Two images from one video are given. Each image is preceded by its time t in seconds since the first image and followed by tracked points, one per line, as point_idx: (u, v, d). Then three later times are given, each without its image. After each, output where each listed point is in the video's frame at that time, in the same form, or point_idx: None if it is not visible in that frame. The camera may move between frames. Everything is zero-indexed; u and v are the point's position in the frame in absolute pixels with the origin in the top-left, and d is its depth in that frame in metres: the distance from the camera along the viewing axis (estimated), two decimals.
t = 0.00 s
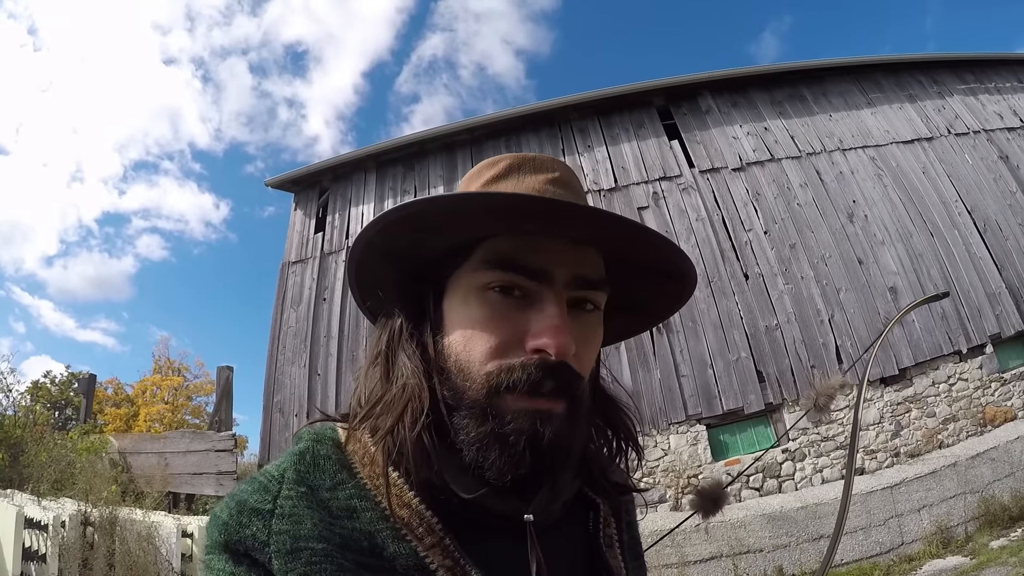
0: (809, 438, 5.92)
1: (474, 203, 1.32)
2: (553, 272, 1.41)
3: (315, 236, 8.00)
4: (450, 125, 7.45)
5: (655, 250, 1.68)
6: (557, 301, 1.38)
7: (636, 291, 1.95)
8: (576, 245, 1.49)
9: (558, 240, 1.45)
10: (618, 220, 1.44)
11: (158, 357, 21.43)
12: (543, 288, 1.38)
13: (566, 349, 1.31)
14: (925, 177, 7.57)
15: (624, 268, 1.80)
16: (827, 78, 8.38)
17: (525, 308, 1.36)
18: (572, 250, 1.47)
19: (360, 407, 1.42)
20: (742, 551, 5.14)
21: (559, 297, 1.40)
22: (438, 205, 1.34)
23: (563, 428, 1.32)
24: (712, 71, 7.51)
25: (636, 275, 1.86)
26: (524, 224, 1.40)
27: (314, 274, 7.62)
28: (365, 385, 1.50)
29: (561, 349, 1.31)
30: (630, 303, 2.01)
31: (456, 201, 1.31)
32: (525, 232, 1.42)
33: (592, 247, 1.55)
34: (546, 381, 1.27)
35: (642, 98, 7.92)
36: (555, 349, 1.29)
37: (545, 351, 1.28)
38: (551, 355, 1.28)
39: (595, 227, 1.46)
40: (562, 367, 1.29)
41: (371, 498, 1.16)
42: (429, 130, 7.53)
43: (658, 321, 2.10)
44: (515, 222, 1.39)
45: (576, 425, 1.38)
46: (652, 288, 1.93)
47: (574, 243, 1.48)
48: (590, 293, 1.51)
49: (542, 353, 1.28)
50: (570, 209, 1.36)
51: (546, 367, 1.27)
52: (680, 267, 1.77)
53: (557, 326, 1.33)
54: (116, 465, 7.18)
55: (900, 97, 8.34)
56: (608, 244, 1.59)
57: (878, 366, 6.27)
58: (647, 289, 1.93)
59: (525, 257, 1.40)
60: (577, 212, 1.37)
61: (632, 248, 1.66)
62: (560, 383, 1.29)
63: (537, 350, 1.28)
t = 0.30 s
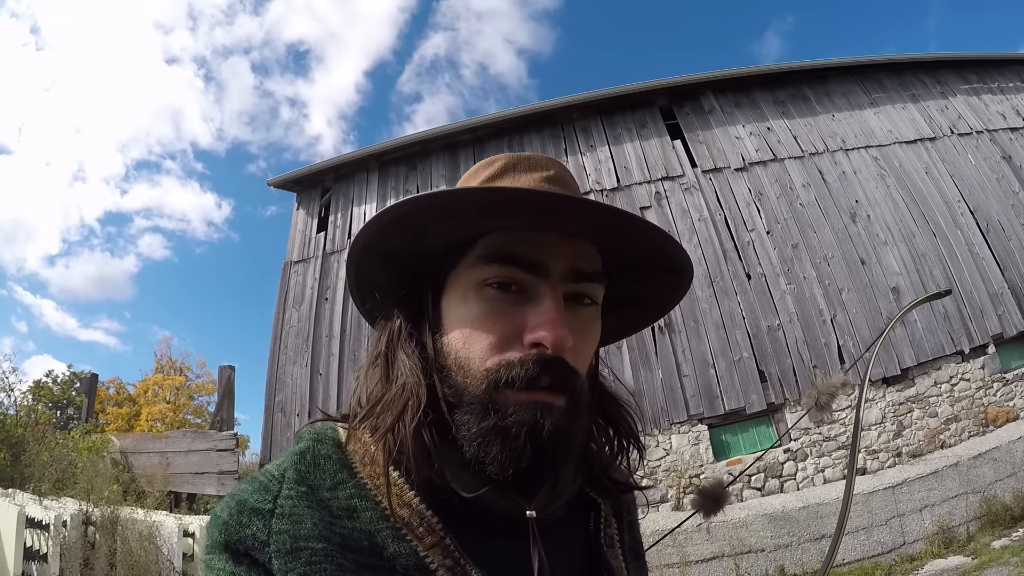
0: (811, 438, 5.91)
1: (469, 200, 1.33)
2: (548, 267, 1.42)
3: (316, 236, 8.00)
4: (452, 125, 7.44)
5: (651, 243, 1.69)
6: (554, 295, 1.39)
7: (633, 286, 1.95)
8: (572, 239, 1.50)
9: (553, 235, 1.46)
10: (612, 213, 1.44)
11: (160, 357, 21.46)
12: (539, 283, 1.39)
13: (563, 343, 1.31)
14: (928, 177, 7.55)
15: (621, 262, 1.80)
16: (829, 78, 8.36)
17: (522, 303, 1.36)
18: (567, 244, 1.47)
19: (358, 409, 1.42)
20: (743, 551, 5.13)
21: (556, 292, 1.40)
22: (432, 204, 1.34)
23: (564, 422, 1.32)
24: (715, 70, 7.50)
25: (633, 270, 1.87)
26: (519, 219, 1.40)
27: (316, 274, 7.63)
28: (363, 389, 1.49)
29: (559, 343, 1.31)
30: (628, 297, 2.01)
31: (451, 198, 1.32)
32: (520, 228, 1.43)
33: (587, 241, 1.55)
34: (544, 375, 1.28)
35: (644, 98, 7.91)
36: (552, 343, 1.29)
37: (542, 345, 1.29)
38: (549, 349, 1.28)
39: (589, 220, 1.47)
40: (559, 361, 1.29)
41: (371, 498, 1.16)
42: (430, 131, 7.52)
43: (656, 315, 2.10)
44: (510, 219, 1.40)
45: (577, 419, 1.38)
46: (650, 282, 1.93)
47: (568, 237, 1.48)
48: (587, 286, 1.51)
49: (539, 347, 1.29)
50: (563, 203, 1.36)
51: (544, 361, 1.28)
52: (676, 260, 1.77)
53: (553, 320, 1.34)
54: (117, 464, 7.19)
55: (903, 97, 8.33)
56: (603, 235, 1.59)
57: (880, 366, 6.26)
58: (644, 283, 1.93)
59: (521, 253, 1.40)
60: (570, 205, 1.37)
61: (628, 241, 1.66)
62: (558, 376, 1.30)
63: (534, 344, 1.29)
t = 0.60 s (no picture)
0: (808, 441, 5.92)
1: (459, 202, 1.34)
2: (541, 265, 1.42)
3: (314, 238, 8.00)
4: (450, 127, 7.46)
5: (643, 239, 1.69)
6: (547, 293, 1.39)
7: (628, 283, 1.95)
8: (563, 237, 1.50)
9: (545, 234, 1.46)
10: (604, 211, 1.44)
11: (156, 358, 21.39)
12: (532, 282, 1.39)
13: (557, 340, 1.31)
14: (924, 181, 7.59)
15: (614, 258, 1.80)
16: (826, 82, 8.40)
17: (516, 303, 1.36)
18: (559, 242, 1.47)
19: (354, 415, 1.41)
20: (740, 554, 5.13)
21: (549, 290, 1.41)
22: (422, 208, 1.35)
23: (561, 421, 1.32)
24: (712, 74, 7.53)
25: (627, 267, 1.87)
26: (510, 220, 1.41)
27: (313, 276, 7.62)
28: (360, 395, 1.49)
29: (554, 340, 1.31)
30: (622, 294, 2.01)
31: (441, 200, 1.32)
32: (512, 229, 1.43)
33: (579, 238, 1.56)
34: (540, 373, 1.27)
35: (641, 101, 7.93)
36: (546, 340, 1.29)
37: (536, 343, 1.29)
38: (542, 346, 1.28)
39: (580, 217, 1.47)
40: (554, 358, 1.29)
41: (371, 498, 1.16)
42: (429, 133, 7.53)
43: (651, 313, 2.11)
44: (501, 219, 1.40)
45: (574, 416, 1.38)
46: (643, 279, 1.93)
47: (559, 235, 1.48)
48: (581, 284, 1.51)
49: (533, 344, 1.29)
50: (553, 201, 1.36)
51: (538, 359, 1.27)
52: (669, 255, 1.78)
53: (547, 318, 1.34)
54: (113, 466, 7.17)
55: (900, 101, 8.37)
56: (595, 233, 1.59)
57: (876, 369, 6.28)
58: (638, 280, 1.94)
59: (514, 253, 1.40)
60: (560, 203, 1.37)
61: (619, 238, 1.66)
62: (553, 374, 1.29)
63: (528, 342, 1.29)
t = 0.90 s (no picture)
0: (810, 438, 5.91)
1: (451, 195, 1.34)
2: (532, 257, 1.42)
3: (315, 237, 8.00)
4: (450, 126, 7.45)
5: (635, 227, 1.69)
6: (541, 284, 1.39)
7: (622, 276, 1.96)
8: (553, 228, 1.50)
9: (538, 224, 1.47)
10: (591, 195, 1.44)
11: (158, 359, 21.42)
12: (527, 272, 1.39)
13: (553, 327, 1.31)
14: (926, 177, 7.57)
15: (608, 250, 1.81)
16: (827, 79, 8.37)
17: (510, 294, 1.36)
18: (551, 232, 1.48)
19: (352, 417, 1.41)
20: (743, 552, 5.12)
21: (544, 280, 1.40)
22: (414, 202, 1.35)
23: (563, 409, 1.31)
24: (712, 71, 7.51)
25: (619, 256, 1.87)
26: (502, 211, 1.41)
27: (314, 276, 7.62)
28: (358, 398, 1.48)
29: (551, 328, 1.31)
30: (617, 287, 2.01)
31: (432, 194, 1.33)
32: (505, 221, 1.43)
33: (570, 229, 1.56)
34: (536, 360, 1.27)
35: (642, 99, 7.92)
36: (543, 327, 1.29)
37: (532, 330, 1.28)
38: (539, 334, 1.28)
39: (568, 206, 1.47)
40: (552, 346, 1.29)
41: (371, 498, 1.15)
42: (429, 132, 7.53)
43: (648, 306, 2.11)
44: (493, 211, 1.41)
45: (575, 406, 1.38)
46: (637, 268, 1.93)
47: (548, 227, 1.48)
48: (577, 274, 1.51)
49: (530, 332, 1.29)
50: (538, 189, 1.36)
51: (535, 346, 1.28)
52: (662, 244, 1.78)
53: (542, 306, 1.33)
54: (116, 466, 7.18)
55: (901, 97, 8.34)
56: (584, 222, 1.58)
57: (878, 366, 6.28)
58: (631, 271, 1.94)
59: (505, 245, 1.41)
60: (547, 192, 1.37)
61: (612, 227, 1.67)
62: (550, 360, 1.29)
63: (525, 331, 1.29)
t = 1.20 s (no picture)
0: (808, 443, 5.92)
1: (482, 198, 1.39)
2: (553, 251, 1.50)
3: (313, 242, 8.00)
4: (448, 131, 7.47)
5: (614, 227, 1.85)
6: (570, 274, 1.48)
7: (594, 277, 2.07)
8: (558, 226, 1.59)
9: (549, 224, 1.56)
10: (589, 186, 1.55)
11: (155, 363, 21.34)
12: (557, 265, 1.48)
13: (597, 311, 1.43)
14: (922, 180, 7.60)
15: (588, 252, 1.92)
16: (823, 83, 8.42)
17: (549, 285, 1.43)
18: (562, 231, 1.58)
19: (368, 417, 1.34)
20: (741, 556, 5.13)
21: (572, 271, 1.50)
22: (442, 208, 1.38)
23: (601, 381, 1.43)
24: (709, 76, 7.55)
25: (599, 254, 1.95)
26: (521, 212, 1.48)
27: (312, 280, 7.62)
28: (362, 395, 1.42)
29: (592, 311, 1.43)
30: (589, 289, 2.12)
31: (466, 198, 1.37)
32: (522, 221, 1.51)
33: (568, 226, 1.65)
34: (585, 341, 1.38)
35: (639, 103, 7.95)
36: (590, 310, 1.41)
37: (581, 316, 1.39)
38: (587, 317, 1.40)
39: (571, 202, 1.57)
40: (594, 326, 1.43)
41: (369, 500, 1.15)
42: (427, 137, 7.55)
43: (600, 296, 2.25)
44: (513, 213, 1.48)
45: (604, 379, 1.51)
46: (614, 265, 2.03)
47: (555, 224, 1.57)
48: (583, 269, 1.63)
49: (578, 317, 1.39)
50: (548, 187, 1.45)
51: (583, 328, 1.39)
52: (637, 240, 1.94)
53: (580, 292, 1.44)
54: (112, 471, 7.16)
55: (897, 101, 8.39)
56: (578, 218, 1.68)
57: (876, 370, 6.29)
58: (605, 273, 2.06)
59: (526, 242, 1.48)
60: (556, 188, 1.47)
61: (597, 227, 1.80)
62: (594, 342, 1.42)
63: (572, 317, 1.38)
